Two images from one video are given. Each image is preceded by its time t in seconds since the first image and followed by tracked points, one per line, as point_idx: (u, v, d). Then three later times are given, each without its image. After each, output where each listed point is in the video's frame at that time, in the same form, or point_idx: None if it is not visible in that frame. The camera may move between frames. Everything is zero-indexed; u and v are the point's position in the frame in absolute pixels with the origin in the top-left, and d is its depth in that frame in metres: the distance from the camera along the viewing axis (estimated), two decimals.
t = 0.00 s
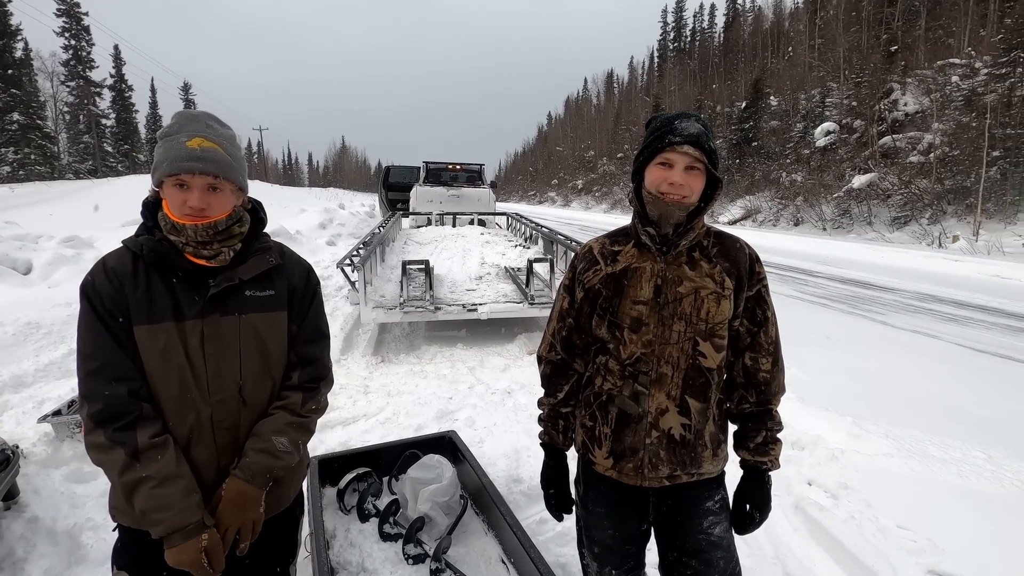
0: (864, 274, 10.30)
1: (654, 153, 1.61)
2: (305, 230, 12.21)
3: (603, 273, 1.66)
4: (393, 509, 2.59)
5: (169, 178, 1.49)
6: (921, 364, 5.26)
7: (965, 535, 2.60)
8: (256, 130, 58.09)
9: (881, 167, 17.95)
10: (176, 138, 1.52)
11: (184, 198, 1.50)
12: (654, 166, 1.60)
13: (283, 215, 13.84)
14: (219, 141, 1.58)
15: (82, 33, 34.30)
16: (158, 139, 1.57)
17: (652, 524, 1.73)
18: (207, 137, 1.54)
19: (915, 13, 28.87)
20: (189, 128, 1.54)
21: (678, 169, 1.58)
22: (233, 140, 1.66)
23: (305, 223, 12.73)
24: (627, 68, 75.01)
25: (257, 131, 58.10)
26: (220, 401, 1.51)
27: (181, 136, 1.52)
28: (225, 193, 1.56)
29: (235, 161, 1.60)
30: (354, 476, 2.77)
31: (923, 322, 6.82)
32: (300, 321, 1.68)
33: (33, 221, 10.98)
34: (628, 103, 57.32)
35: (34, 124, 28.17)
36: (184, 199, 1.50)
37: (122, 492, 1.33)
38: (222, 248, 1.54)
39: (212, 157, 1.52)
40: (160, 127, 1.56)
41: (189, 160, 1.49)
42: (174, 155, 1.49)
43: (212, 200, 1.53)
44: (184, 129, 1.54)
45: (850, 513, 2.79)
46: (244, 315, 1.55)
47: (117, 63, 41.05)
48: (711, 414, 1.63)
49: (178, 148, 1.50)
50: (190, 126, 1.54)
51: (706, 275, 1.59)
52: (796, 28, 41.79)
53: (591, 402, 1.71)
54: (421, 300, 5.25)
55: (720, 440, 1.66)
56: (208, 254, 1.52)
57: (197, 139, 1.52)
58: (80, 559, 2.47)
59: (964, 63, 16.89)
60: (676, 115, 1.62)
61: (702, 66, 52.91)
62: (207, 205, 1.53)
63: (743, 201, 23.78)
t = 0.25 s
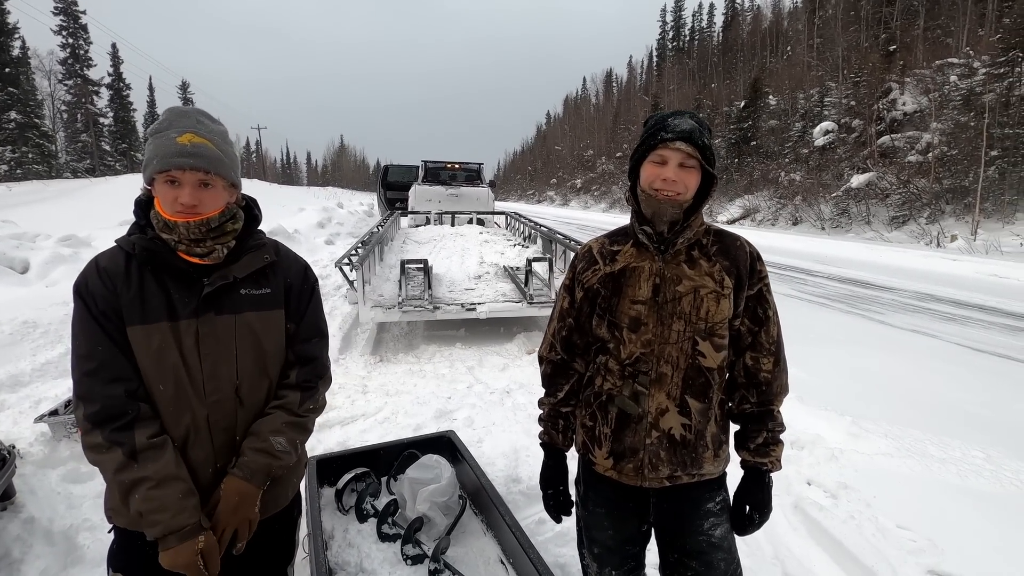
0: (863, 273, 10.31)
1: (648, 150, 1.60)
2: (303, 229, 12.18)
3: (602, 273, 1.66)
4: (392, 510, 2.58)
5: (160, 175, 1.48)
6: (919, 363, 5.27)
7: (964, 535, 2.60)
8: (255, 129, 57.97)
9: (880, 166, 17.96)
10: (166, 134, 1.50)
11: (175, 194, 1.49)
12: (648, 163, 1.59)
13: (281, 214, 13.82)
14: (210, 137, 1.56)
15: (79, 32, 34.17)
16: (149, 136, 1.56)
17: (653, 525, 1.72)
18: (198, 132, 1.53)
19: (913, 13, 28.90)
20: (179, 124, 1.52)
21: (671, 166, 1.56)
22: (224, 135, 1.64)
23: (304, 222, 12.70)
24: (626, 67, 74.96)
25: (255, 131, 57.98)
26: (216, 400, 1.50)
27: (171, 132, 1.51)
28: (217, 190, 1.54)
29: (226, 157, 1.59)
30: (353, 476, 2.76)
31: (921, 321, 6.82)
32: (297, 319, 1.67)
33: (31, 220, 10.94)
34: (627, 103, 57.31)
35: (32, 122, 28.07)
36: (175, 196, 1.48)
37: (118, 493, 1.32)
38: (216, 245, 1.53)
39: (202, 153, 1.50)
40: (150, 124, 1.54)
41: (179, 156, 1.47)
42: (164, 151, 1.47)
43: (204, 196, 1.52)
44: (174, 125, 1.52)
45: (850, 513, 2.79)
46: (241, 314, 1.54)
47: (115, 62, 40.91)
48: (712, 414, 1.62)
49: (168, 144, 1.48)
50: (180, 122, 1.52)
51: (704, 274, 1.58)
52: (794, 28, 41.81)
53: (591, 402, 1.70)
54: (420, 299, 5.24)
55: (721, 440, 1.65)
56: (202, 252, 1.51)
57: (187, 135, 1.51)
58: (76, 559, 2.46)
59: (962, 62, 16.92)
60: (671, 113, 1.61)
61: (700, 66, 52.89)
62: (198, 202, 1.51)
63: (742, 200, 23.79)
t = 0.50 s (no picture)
0: (862, 273, 10.31)
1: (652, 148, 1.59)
2: (302, 229, 12.15)
3: (603, 273, 1.64)
4: (391, 511, 2.56)
5: (156, 172, 1.46)
6: (920, 363, 5.26)
7: (966, 536, 2.59)
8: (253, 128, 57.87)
9: (879, 166, 17.96)
10: (163, 131, 1.48)
11: (172, 191, 1.47)
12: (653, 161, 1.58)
13: (280, 213, 13.79)
14: (208, 135, 1.55)
15: (78, 30, 34.09)
16: (146, 133, 1.54)
17: (654, 527, 1.71)
18: (195, 129, 1.51)
19: (912, 13, 28.90)
20: (177, 121, 1.51)
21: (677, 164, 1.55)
22: (222, 133, 1.62)
23: (303, 221, 12.68)
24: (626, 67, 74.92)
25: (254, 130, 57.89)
26: (211, 401, 1.48)
27: (168, 129, 1.49)
28: (213, 188, 1.52)
29: (224, 154, 1.57)
30: (352, 477, 2.75)
31: (921, 321, 6.82)
32: (295, 320, 1.65)
33: (29, 219, 10.91)
34: (626, 102, 57.26)
35: (30, 121, 28.00)
36: (172, 193, 1.47)
37: (109, 495, 1.31)
38: (212, 244, 1.51)
39: (200, 150, 1.48)
40: (147, 120, 1.52)
41: (175, 154, 1.45)
42: (161, 149, 1.46)
43: (200, 194, 1.50)
44: (172, 122, 1.51)
45: (852, 513, 2.78)
46: (236, 314, 1.52)
47: (114, 61, 40.80)
48: (714, 415, 1.61)
49: (165, 141, 1.46)
50: (177, 119, 1.51)
51: (706, 274, 1.56)
52: (793, 27, 41.84)
53: (591, 403, 1.69)
54: (419, 299, 5.22)
55: (722, 442, 1.64)
56: (197, 251, 1.49)
57: (184, 132, 1.49)
58: (73, 561, 2.44)
59: (961, 62, 16.93)
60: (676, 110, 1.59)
61: (700, 65, 52.86)
62: (195, 199, 1.49)
63: (741, 199, 23.78)
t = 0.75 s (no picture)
0: (862, 273, 10.30)
1: (668, 144, 1.57)
2: (302, 228, 12.13)
3: (611, 270, 1.62)
4: (391, 511, 2.55)
5: (162, 166, 1.45)
6: (921, 363, 5.25)
7: (970, 536, 2.57)
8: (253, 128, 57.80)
9: (879, 166, 17.96)
10: (171, 125, 1.47)
11: (177, 186, 1.45)
12: (669, 158, 1.57)
13: (279, 213, 13.77)
14: (216, 131, 1.53)
15: (77, 29, 34.05)
16: (153, 127, 1.52)
17: (658, 528, 1.69)
18: (202, 125, 1.50)
19: (911, 13, 28.91)
20: (186, 117, 1.49)
21: (693, 162, 1.53)
22: (229, 130, 1.61)
23: (302, 220, 12.66)
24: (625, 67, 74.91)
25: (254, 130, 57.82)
26: (212, 401, 1.47)
27: (175, 123, 1.47)
28: (218, 184, 1.51)
29: (230, 152, 1.56)
30: (352, 476, 2.73)
31: (922, 321, 6.81)
32: (297, 322, 1.64)
33: (28, 218, 10.89)
34: (626, 102, 57.25)
35: (29, 120, 27.96)
36: (177, 188, 1.45)
37: (100, 494, 1.29)
38: (215, 242, 1.50)
39: (208, 146, 1.47)
40: (155, 115, 1.51)
41: (182, 149, 1.44)
42: (169, 144, 1.44)
43: (205, 190, 1.48)
44: (180, 117, 1.49)
45: (855, 514, 2.76)
46: (238, 313, 1.50)
47: (113, 60, 40.76)
48: (720, 417, 1.60)
49: (173, 135, 1.45)
50: (185, 114, 1.49)
51: (716, 275, 1.55)
52: (792, 27, 41.87)
53: (596, 403, 1.67)
54: (419, 298, 5.20)
55: (728, 443, 1.63)
56: (200, 248, 1.47)
57: (191, 127, 1.47)
58: (71, 562, 2.42)
59: (961, 62, 16.94)
60: (694, 107, 1.58)
61: (699, 65, 52.84)
62: (200, 195, 1.47)
63: (741, 199, 23.77)
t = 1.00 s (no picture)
0: (862, 272, 10.30)
1: (662, 143, 1.57)
2: (302, 228, 12.13)
3: (606, 271, 1.62)
4: (390, 510, 2.55)
5: (159, 164, 1.44)
6: (921, 362, 5.24)
7: (969, 536, 2.57)
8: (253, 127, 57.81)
9: (879, 165, 17.95)
10: (169, 125, 1.47)
11: (174, 185, 1.45)
12: (662, 157, 1.56)
13: (279, 212, 13.77)
14: (214, 131, 1.54)
15: (78, 29, 34.07)
16: (151, 126, 1.52)
17: (658, 530, 1.68)
18: (200, 125, 1.50)
19: (912, 12, 28.88)
20: (184, 116, 1.49)
21: (686, 160, 1.53)
22: (228, 130, 1.61)
23: (302, 220, 12.66)
24: (626, 67, 74.85)
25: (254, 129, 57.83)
26: (207, 400, 1.46)
27: (174, 123, 1.47)
28: (216, 184, 1.50)
29: (229, 151, 1.56)
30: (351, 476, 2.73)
31: (921, 321, 6.80)
32: (295, 321, 1.63)
33: (28, 218, 10.89)
34: (626, 102, 57.22)
35: (29, 120, 27.96)
36: (174, 187, 1.45)
37: (94, 494, 1.28)
38: (211, 240, 1.49)
39: (207, 146, 1.47)
40: (153, 113, 1.50)
41: (179, 148, 1.43)
42: (166, 143, 1.44)
43: (203, 190, 1.48)
44: (179, 117, 1.49)
45: (855, 514, 2.76)
46: (234, 312, 1.50)
47: (113, 59, 40.75)
48: (720, 417, 1.59)
49: (170, 134, 1.45)
50: (183, 113, 1.49)
51: (713, 273, 1.55)
52: (793, 27, 41.83)
53: (595, 405, 1.67)
54: (419, 297, 5.20)
55: (728, 443, 1.63)
56: (196, 247, 1.47)
57: (190, 127, 1.47)
58: (68, 562, 2.42)
59: (962, 62, 16.93)
60: (685, 105, 1.57)
61: (700, 64, 52.79)
62: (198, 195, 1.47)
63: (741, 199, 23.75)
